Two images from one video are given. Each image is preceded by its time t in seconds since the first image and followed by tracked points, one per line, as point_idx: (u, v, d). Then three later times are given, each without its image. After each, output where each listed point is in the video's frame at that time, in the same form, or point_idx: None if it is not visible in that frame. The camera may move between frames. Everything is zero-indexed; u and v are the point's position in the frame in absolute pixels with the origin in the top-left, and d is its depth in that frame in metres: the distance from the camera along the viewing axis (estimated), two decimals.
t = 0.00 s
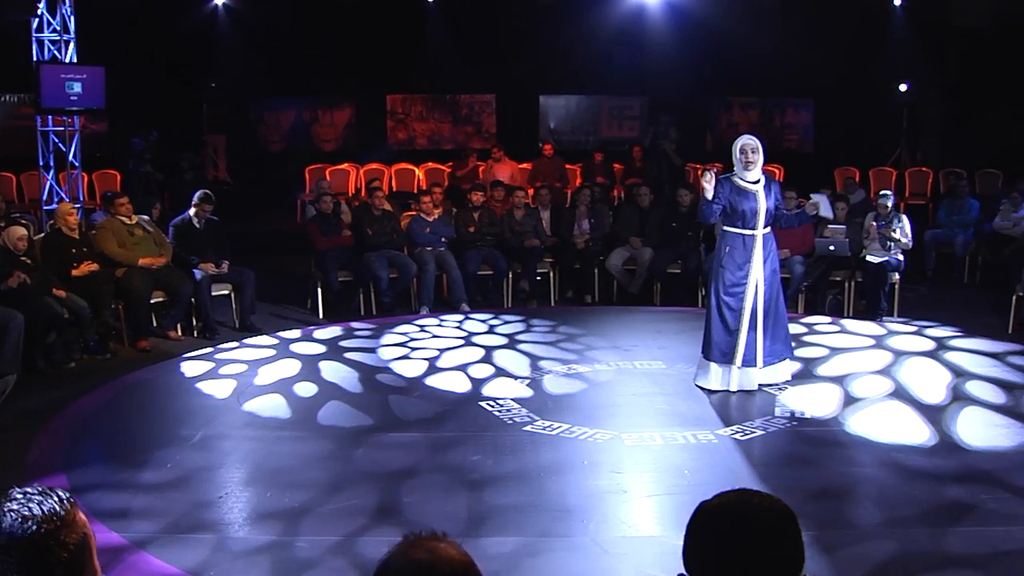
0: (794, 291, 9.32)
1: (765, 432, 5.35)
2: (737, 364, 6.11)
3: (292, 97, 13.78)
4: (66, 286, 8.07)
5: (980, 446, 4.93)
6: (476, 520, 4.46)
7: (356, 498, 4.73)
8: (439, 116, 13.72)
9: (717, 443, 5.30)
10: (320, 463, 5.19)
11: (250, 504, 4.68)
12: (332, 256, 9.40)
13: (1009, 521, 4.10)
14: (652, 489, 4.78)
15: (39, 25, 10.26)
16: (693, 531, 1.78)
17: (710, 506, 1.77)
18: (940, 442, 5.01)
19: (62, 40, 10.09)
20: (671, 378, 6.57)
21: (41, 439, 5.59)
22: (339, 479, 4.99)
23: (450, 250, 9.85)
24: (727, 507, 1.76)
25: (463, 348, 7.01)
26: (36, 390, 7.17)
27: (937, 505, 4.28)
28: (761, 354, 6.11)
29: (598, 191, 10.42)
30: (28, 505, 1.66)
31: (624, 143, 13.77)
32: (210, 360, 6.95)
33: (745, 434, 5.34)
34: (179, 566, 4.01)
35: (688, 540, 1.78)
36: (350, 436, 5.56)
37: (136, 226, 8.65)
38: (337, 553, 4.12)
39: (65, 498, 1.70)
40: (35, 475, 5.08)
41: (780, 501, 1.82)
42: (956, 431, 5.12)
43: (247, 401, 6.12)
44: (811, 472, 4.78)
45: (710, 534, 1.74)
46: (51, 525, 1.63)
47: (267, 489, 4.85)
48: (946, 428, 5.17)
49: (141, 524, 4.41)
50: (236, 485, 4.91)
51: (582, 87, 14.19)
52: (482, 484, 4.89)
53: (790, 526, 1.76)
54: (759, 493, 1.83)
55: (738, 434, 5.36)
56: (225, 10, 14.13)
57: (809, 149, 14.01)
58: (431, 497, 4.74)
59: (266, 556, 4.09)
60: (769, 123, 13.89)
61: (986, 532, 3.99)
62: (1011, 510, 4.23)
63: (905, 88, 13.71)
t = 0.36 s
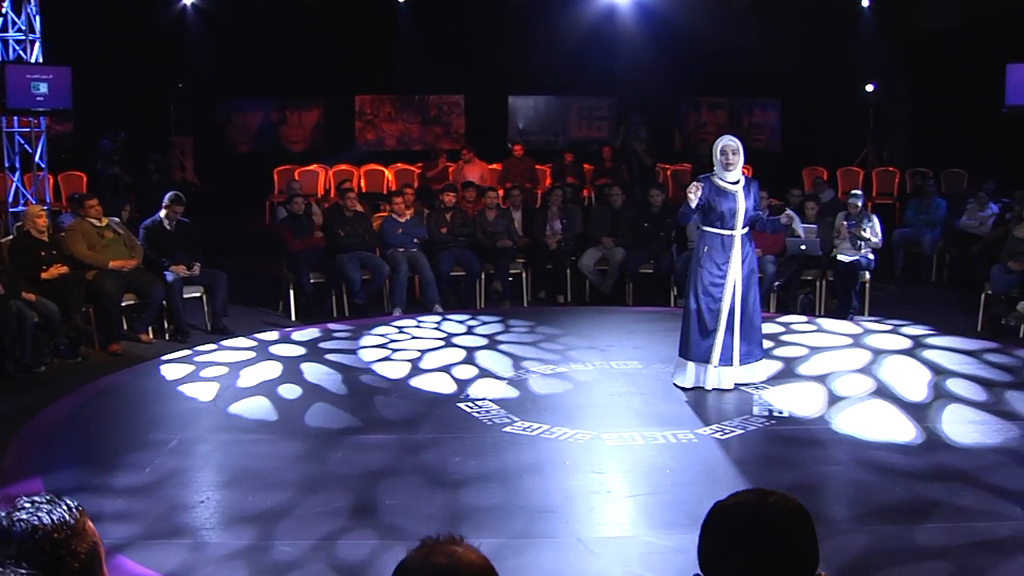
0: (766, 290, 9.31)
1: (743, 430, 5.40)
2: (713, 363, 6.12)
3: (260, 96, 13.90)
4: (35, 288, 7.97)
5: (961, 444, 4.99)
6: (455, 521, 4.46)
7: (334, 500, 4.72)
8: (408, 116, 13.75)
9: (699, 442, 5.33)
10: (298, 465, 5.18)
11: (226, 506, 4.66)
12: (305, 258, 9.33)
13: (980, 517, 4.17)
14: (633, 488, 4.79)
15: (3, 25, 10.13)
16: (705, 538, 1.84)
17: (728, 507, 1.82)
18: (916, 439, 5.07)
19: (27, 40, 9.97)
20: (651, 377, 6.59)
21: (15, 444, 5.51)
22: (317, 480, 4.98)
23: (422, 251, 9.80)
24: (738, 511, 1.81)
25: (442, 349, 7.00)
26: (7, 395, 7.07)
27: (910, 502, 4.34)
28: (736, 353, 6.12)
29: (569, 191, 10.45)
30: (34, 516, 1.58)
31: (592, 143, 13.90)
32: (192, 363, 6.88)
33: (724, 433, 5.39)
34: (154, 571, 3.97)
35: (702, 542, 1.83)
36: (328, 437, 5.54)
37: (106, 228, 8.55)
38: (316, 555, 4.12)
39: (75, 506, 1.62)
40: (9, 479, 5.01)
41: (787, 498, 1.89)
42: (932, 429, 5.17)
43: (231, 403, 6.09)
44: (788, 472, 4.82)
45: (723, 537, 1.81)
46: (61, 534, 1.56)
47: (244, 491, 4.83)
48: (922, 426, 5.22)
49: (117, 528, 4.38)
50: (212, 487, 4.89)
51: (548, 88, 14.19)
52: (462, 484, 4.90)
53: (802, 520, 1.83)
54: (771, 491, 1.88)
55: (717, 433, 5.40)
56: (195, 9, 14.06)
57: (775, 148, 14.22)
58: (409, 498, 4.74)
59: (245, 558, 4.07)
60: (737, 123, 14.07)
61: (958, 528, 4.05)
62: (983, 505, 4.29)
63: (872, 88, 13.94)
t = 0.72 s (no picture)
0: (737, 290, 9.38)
1: (721, 429, 5.43)
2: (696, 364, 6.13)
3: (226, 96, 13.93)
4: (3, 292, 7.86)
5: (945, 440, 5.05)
6: (435, 521, 4.46)
7: (311, 501, 4.71)
8: (376, 117, 13.83)
9: (680, 442, 5.35)
10: (275, 466, 5.16)
11: (203, 508, 4.63)
12: (275, 260, 9.27)
13: (950, 511, 4.23)
14: (613, 487, 4.81)
15: None
16: (715, 536, 1.82)
17: (737, 508, 1.80)
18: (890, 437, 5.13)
19: None
20: (631, 377, 6.61)
21: None
22: (294, 481, 4.96)
23: (394, 252, 9.76)
24: (748, 511, 1.79)
25: (421, 350, 6.99)
26: None
27: (882, 499, 4.39)
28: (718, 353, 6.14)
29: (539, 192, 10.47)
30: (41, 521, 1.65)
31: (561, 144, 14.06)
32: (171, 365, 6.83)
33: (702, 432, 5.42)
34: None
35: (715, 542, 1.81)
36: (306, 439, 5.53)
37: (75, 230, 8.43)
38: (292, 559, 4.08)
39: (80, 516, 1.70)
40: None
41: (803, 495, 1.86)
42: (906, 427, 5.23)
43: (216, 406, 6.04)
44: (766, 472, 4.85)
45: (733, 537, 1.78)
46: (70, 542, 1.62)
47: (221, 493, 4.81)
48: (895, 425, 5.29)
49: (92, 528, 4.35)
50: (189, 490, 4.86)
51: (514, 88, 14.18)
52: (441, 484, 4.90)
53: (812, 523, 1.80)
54: (784, 490, 1.85)
55: (695, 432, 5.44)
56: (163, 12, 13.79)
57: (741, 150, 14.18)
58: (387, 499, 4.73)
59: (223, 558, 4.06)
60: (704, 123, 14.15)
61: (929, 523, 4.11)
62: (952, 501, 4.36)
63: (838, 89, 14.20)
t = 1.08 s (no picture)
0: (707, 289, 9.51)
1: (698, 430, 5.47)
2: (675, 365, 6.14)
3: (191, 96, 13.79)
4: None
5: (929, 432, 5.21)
6: (409, 521, 4.48)
7: (287, 502, 4.72)
8: (342, 119, 13.81)
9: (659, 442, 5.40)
10: (250, 468, 5.17)
11: (178, 510, 4.64)
12: (245, 262, 9.22)
13: (915, 508, 4.33)
14: (586, 488, 4.86)
15: None
16: (726, 534, 1.93)
17: (749, 505, 1.91)
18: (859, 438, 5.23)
19: None
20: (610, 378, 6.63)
21: None
22: (270, 483, 4.98)
23: (363, 254, 9.73)
24: (763, 507, 1.90)
25: (400, 350, 7.01)
26: None
27: (850, 497, 4.48)
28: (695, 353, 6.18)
29: (508, 192, 10.49)
30: (58, 528, 1.69)
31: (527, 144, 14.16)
32: (148, 369, 6.80)
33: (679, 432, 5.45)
34: None
35: (727, 540, 1.92)
36: (282, 440, 5.53)
37: (41, 232, 8.31)
38: (267, 565, 4.06)
39: (89, 523, 1.73)
40: None
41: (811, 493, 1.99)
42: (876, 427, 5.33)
43: (198, 409, 6.02)
44: (740, 473, 4.92)
45: (744, 534, 1.89)
46: (82, 552, 1.65)
47: (197, 495, 4.81)
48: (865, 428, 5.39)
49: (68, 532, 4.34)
50: (165, 492, 4.85)
51: (479, 90, 14.18)
52: (418, 484, 4.93)
53: (824, 520, 1.91)
54: (794, 488, 1.97)
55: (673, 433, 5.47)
56: (126, 9, 13.49)
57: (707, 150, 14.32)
58: (360, 500, 4.75)
59: (199, 560, 4.07)
60: (670, 123, 14.22)
61: (896, 520, 4.21)
62: (917, 499, 4.46)
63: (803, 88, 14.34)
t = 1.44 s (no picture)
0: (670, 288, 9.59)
1: (668, 429, 5.68)
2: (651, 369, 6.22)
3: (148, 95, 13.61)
4: None
5: (904, 425, 5.76)
6: (380, 521, 4.55)
7: (255, 503, 4.82)
8: (303, 119, 13.82)
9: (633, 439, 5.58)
10: (220, 471, 5.27)
11: (147, 511, 4.72)
12: (208, 262, 9.18)
13: (877, 521, 4.42)
14: (559, 487, 4.96)
15: None
16: (732, 534, 1.94)
17: (753, 504, 1.92)
18: (818, 450, 5.42)
19: None
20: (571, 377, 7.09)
21: None
22: (239, 484, 5.09)
23: (327, 255, 9.66)
24: (770, 506, 1.92)
25: (374, 352, 7.46)
26: None
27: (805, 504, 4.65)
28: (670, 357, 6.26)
29: (472, 192, 10.49)
30: (65, 532, 1.75)
31: (488, 143, 14.20)
32: (120, 370, 7.08)
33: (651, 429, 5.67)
34: None
35: (731, 540, 1.93)
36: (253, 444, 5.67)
37: None
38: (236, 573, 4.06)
39: (94, 529, 1.79)
40: None
41: (817, 491, 2.01)
42: (833, 443, 5.52)
43: (177, 411, 6.19)
44: (702, 473, 5.06)
45: (750, 533, 1.90)
46: (90, 558, 1.72)
47: (166, 497, 4.90)
48: (823, 439, 5.56)
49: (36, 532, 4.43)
50: (135, 494, 4.95)
51: (438, 91, 14.16)
52: (391, 484, 5.04)
53: (831, 518, 1.94)
54: (800, 485, 2.00)
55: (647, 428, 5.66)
56: (85, 8, 13.25)
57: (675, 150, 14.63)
58: (326, 501, 4.84)
59: (167, 555, 4.17)
60: (630, 124, 14.44)
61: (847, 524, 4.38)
62: (868, 503, 4.63)
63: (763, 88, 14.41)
